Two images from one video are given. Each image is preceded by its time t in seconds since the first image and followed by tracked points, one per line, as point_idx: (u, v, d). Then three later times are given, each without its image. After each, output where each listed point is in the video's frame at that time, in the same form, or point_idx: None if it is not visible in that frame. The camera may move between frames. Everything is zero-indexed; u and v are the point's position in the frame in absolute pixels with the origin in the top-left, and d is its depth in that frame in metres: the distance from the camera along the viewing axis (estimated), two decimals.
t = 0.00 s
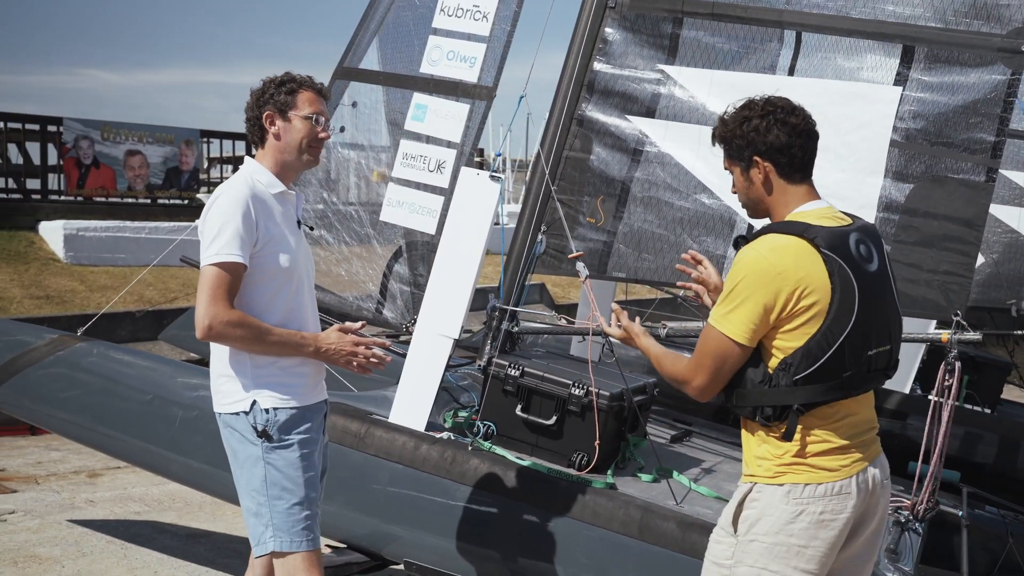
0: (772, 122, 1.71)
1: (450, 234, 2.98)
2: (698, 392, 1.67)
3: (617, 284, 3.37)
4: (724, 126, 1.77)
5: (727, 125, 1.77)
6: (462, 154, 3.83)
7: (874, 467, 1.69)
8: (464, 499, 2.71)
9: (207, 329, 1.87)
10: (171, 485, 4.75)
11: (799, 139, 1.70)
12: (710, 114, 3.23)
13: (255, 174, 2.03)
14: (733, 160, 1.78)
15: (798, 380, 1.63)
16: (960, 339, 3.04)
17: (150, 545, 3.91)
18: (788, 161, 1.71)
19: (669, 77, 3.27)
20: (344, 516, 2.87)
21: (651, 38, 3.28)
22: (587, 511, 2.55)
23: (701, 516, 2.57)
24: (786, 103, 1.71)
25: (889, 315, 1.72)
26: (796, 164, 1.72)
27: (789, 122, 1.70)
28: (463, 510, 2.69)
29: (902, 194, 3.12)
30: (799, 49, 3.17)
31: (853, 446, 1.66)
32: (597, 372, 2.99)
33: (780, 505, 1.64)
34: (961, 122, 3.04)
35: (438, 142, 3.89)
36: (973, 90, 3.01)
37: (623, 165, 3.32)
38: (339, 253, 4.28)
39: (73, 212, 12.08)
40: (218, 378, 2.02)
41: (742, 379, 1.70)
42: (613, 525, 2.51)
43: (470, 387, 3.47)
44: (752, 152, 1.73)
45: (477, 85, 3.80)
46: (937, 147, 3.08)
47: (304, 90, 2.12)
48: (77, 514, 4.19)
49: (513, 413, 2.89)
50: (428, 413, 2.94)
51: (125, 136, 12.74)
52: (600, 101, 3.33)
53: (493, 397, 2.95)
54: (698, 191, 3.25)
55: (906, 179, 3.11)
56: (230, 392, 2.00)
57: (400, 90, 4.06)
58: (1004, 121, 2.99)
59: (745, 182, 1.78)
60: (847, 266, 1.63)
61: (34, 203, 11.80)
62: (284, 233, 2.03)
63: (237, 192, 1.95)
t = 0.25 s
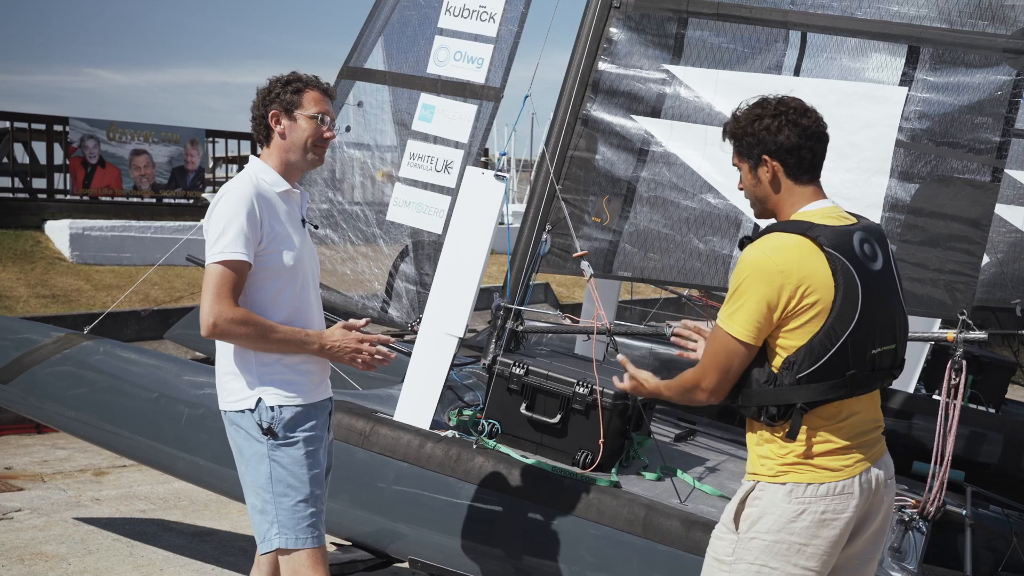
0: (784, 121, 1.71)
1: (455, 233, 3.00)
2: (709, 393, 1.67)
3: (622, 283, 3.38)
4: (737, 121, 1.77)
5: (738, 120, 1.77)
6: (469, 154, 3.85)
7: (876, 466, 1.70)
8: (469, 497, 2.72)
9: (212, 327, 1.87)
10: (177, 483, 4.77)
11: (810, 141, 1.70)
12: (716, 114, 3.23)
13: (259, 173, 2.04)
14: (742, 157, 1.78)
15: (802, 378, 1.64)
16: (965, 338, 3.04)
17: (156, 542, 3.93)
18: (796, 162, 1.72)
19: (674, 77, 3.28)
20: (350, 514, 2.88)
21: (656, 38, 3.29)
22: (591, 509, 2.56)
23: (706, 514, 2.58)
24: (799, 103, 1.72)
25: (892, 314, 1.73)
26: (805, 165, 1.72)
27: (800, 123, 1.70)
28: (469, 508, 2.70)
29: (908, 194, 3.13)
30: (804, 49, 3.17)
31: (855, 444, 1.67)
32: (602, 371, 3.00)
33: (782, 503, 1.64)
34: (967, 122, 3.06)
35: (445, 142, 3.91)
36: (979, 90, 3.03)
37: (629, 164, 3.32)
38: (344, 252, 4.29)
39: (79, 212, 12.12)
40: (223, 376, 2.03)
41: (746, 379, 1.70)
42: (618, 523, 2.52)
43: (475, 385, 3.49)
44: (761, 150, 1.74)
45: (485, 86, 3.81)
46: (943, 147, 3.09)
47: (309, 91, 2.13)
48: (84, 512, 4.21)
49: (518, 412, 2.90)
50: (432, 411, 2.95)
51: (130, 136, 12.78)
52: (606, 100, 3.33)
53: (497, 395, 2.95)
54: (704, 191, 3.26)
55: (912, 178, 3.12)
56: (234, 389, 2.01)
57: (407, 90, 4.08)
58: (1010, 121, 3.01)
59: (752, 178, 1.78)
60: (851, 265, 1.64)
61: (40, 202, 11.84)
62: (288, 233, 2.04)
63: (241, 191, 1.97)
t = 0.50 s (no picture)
0: (828, 121, 1.74)
1: (458, 230, 3.01)
2: (709, 380, 1.68)
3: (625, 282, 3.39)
4: (781, 102, 1.76)
5: (783, 101, 1.76)
6: (468, 151, 3.85)
7: (876, 461, 1.71)
8: (471, 494, 2.73)
9: (218, 323, 1.89)
10: (181, 481, 4.79)
11: (842, 147, 1.76)
12: (719, 113, 3.25)
13: (262, 171, 2.06)
14: (774, 136, 1.77)
15: (803, 369, 1.65)
16: (966, 336, 3.05)
17: (161, 539, 3.95)
18: (825, 161, 1.75)
19: (677, 77, 3.29)
20: (353, 510, 2.90)
21: (659, 38, 3.30)
22: (593, 506, 2.58)
23: (706, 511, 2.60)
24: (829, 101, 1.75)
25: (892, 309, 1.75)
26: (829, 169, 1.77)
27: (840, 128, 1.75)
28: (471, 504, 2.72)
29: (911, 194, 3.14)
30: (808, 50, 3.19)
31: (855, 440, 1.68)
32: (604, 368, 3.02)
33: (782, 498, 1.66)
34: (969, 123, 3.08)
35: (444, 139, 3.92)
36: (982, 91, 3.04)
37: (632, 163, 3.33)
38: (348, 251, 4.31)
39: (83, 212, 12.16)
40: (228, 371, 2.05)
41: (747, 369, 1.72)
42: (619, 519, 2.54)
43: (477, 383, 3.50)
44: (793, 133, 1.74)
45: (485, 83, 3.83)
46: (946, 147, 3.10)
47: (313, 90, 2.15)
48: (88, 509, 4.23)
49: (520, 409, 2.92)
50: (434, 408, 2.96)
51: (134, 136, 12.81)
52: (609, 100, 3.35)
53: (500, 392, 2.97)
54: (707, 190, 3.27)
55: (915, 178, 3.13)
56: (239, 385, 2.02)
57: (407, 87, 4.09)
58: (1013, 122, 3.02)
59: (775, 161, 1.78)
60: (854, 258, 1.66)
61: (44, 201, 11.87)
62: (292, 228, 2.06)
63: (247, 187, 1.99)
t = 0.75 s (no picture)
0: (828, 117, 1.75)
1: (460, 229, 3.03)
2: (712, 375, 1.69)
3: (626, 280, 3.40)
4: (778, 103, 1.79)
5: (780, 102, 1.79)
6: (468, 150, 3.86)
7: (873, 457, 1.73)
8: (472, 491, 2.75)
9: (222, 321, 1.91)
10: (183, 480, 4.81)
11: (843, 142, 1.77)
12: (719, 112, 3.27)
13: (263, 170, 2.08)
14: (773, 136, 1.80)
15: (807, 365, 1.66)
16: (965, 334, 3.06)
17: (162, 537, 3.96)
18: (826, 156, 1.76)
19: (678, 76, 3.30)
20: (354, 507, 2.92)
21: (660, 38, 3.32)
22: (593, 503, 2.59)
23: (706, 508, 2.62)
24: (834, 102, 1.77)
25: (896, 307, 1.77)
26: (831, 165, 1.78)
27: (840, 124, 1.76)
28: (472, 501, 2.74)
29: (910, 193, 3.16)
30: (808, 50, 3.21)
31: (853, 436, 1.70)
32: (604, 367, 3.04)
33: (781, 494, 1.67)
34: (969, 122, 3.09)
35: (444, 139, 3.94)
36: (981, 91, 3.06)
37: (632, 162, 3.35)
38: (349, 250, 4.33)
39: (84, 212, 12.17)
40: (230, 369, 2.06)
41: (749, 365, 1.73)
42: (619, 516, 2.55)
43: (478, 381, 3.51)
44: (796, 131, 1.76)
45: (484, 82, 3.85)
46: (945, 146, 3.12)
47: (312, 89, 2.16)
48: (90, 508, 4.25)
49: (521, 407, 2.93)
50: (435, 406, 2.98)
51: (135, 136, 12.84)
52: (609, 99, 3.36)
53: (501, 390, 2.98)
54: (708, 189, 3.29)
55: (914, 177, 3.15)
56: (241, 383, 2.04)
57: (407, 87, 4.11)
58: (1011, 121, 3.04)
59: (778, 159, 1.80)
60: (860, 255, 1.68)
61: (45, 201, 11.89)
62: (294, 227, 2.08)
63: (248, 186, 2.00)
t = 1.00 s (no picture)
0: (820, 119, 1.77)
1: (459, 230, 3.04)
2: (708, 375, 1.71)
3: (624, 281, 3.42)
4: (772, 105, 1.81)
5: (775, 104, 1.80)
6: (467, 151, 3.88)
7: (868, 457, 1.74)
8: (471, 490, 2.76)
9: (221, 322, 1.92)
10: (182, 479, 4.82)
11: (836, 144, 1.78)
12: (717, 114, 3.29)
13: (263, 171, 2.09)
14: (767, 138, 1.81)
15: (801, 365, 1.68)
16: (962, 335, 3.08)
17: (162, 536, 3.98)
18: (819, 158, 1.78)
19: (676, 78, 3.32)
20: (354, 507, 2.93)
21: (658, 40, 3.33)
22: (592, 502, 2.61)
23: (703, 507, 2.63)
24: (829, 105, 1.78)
25: (890, 307, 1.78)
26: (824, 167, 1.80)
27: (833, 126, 1.78)
28: (471, 501, 2.75)
29: (907, 194, 3.18)
30: (806, 53, 3.22)
31: (848, 436, 1.71)
32: (603, 367, 3.05)
33: (776, 493, 1.69)
34: (965, 124, 3.11)
35: (443, 139, 3.95)
36: (977, 93, 3.08)
37: (630, 163, 3.37)
38: (348, 250, 4.34)
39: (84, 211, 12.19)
40: (230, 369, 2.07)
41: (745, 365, 1.75)
42: (617, 515, 2.57)
43: (476, 381, 3.53)
44: (787, 134, 1.78)
45: (483, 83, 3.87)
46: (941, 148, 3.14)
47: (311, 91, 2.18)
48: (91, 507, 4.26)
49: (520, 406, 2.95)
50: (435, 406, 2.99)
51: (135, 136, 12.87)
52: (607, 100, 3.37)
53: (499, 390, 3.00)
54: (706, 190, 3.31)
55: (911, 178, 3.17)
56: (241, 383, 2.05)
57: (406, 88, 4.12)
58: (1007, 123, 3.06)
59: (771, 161, 1.82)
60: (853, 255, 1.69)
61: (45, 201, 11.90)
62: (293, 227, 2.09)
63: (247, 187, 2.02)
